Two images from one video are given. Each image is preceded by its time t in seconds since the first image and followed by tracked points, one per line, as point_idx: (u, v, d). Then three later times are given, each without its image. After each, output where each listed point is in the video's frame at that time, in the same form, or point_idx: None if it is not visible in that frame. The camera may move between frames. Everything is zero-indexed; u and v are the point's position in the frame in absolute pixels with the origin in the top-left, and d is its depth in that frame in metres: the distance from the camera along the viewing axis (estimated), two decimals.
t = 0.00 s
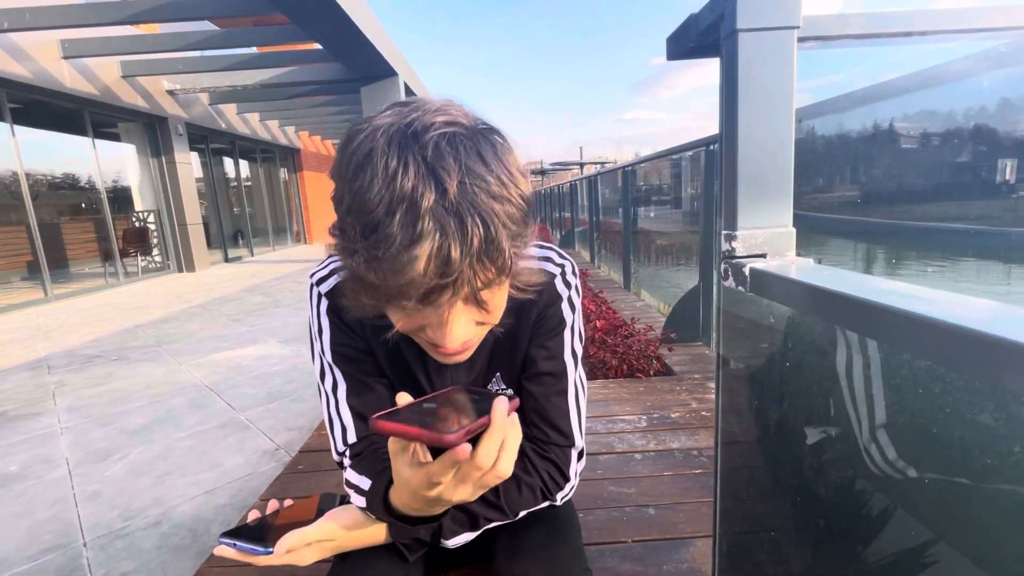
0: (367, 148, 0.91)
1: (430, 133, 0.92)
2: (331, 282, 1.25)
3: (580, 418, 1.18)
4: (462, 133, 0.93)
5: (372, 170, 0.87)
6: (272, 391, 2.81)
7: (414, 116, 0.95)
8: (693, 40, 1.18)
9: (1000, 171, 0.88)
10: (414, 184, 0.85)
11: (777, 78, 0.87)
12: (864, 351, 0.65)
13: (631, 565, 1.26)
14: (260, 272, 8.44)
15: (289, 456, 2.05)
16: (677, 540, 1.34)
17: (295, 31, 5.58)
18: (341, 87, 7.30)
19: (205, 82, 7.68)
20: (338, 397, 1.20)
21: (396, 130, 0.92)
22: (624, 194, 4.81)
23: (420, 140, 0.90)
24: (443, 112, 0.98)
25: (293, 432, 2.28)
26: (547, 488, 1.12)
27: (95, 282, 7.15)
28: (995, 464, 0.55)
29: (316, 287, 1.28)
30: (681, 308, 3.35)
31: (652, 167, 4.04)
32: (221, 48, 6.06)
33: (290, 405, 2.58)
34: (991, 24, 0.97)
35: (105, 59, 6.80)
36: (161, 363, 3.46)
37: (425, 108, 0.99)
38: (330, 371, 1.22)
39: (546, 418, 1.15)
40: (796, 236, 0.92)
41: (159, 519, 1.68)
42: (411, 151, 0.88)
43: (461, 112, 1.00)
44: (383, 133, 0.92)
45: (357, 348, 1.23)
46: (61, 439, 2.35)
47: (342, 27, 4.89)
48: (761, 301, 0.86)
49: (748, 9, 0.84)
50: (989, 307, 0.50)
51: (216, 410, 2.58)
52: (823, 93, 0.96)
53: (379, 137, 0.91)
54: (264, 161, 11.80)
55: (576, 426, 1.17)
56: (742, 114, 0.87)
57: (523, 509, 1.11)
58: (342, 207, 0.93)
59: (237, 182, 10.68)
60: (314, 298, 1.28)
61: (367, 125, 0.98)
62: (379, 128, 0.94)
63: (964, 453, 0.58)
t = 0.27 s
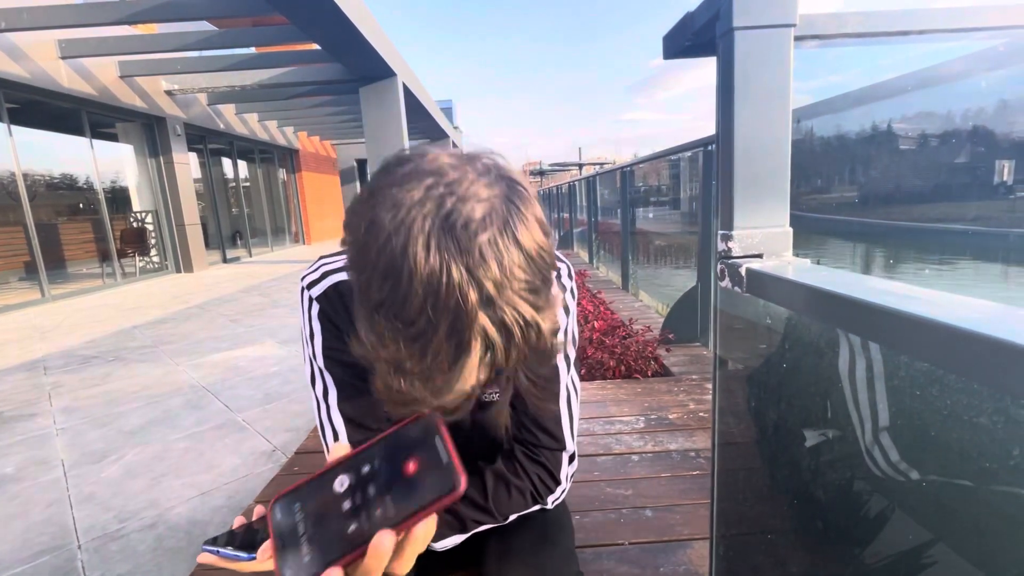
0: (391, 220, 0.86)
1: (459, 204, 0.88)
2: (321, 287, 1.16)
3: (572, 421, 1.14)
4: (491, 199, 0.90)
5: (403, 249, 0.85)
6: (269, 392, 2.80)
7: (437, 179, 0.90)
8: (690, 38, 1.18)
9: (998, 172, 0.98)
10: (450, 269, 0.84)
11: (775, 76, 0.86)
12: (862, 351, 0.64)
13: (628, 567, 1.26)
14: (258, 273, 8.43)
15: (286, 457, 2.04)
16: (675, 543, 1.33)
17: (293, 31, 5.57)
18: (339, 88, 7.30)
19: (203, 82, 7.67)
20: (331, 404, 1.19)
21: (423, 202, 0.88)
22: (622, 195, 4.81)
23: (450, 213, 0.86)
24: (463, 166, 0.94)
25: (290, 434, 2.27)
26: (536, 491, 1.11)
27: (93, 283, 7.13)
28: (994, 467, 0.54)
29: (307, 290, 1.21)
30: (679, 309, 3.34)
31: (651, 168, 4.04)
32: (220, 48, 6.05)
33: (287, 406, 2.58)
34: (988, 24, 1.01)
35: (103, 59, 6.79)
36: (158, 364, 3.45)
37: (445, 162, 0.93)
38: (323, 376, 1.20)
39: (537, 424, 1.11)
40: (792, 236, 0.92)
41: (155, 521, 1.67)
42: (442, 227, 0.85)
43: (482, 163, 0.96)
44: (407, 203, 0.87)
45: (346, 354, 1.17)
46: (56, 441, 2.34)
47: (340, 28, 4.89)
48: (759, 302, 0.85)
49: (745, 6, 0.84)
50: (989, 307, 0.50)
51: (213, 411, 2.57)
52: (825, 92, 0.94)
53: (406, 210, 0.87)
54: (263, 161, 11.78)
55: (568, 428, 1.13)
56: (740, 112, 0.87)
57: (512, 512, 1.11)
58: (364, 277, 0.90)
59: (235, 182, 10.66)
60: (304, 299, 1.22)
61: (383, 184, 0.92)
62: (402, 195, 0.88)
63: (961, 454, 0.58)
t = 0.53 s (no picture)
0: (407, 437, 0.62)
1: (507, 442, 0.63)
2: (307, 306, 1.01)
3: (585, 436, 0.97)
4: (542, 424, 0.66)
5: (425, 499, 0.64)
6: (268, 392, 2.80)
7: (477, 407, 0.60)
8: (687, 39, 1.19)
9: (997, 173, 1.04)
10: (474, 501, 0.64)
11: (772, 79, 0.86)
12: (861, 353, 0.64)
13: (626, 570, 1.25)
14: (257, 273, 8.43)
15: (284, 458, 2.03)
16: (673, 544, 1.33)
17: (292, 32, 5.58)
18: (339, 88, 7.30)
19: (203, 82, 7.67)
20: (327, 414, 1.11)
21: (458, 439, 0.61)
22: (621, 196, 4.82)
23: (497, 463, 0.62)
24: (513, 361, 0.63)
25: (289, 434, 2.26)
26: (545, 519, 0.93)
27: (92, 283, 7.12)
28: (995, 471, 0.54)
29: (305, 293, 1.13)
30: (678, 309, 3.35)
31: (651, 168, 4.04)
32: (219, 48, 6.04)
33: (286, 407, 2.57)
34: (988, 24, 1.05)
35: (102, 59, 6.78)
36: (157, 364, 3.44)
37: (486, 361, 0.61)
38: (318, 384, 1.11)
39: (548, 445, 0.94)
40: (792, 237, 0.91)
41: (153, 522, 1.66)
42: (483, 482, 0.63)
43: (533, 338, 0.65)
44: (436, 445, 0.61)
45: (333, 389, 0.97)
46: (54, 441, 2.33)
47: (340, 28, 4.89)
48: (757, 303, 0.85)
49: (743, 7, 0.84)
50: (992, 310, 0.49)
51: (211, 412, 2.56)
52: (830, 92, 0.94)
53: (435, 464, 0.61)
54: (262, 161, 11.78)
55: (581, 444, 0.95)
56: (738, 117, 0.87)
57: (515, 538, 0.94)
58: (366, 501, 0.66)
59: (235, 182, 10.66)
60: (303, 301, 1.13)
61: (393, 363, 0.62)
62: (428, 431, 0.61)
63: (961, 457, 0.58)
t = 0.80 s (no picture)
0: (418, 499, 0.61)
1: (523, 496, 0.62)
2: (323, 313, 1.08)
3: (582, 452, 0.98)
4: (555, 475, 0.66)
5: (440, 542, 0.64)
6: (267, 392, 2.80)
7: (493, 472, 0.59)
8: (688, 39, 1.18)
9: (999, 173, 1.12)
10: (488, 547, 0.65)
11: (771, 85, 0.86)
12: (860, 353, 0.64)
13: (624, 571, 1.25)
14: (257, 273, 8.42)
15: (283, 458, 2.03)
16: (672, 545, 1.32)
17: (292, 31, 5.58)
18: (339, 87, 7.30)
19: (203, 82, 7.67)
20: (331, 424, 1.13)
21: (475, 501, 0.60)
22: (621, 195, 4.82)
23: (512, 519, 0.62)
24: (529, 422, 0.61)
25: (288, 435, 2.26)
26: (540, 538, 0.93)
27: (92, 283, 7.12)
28: (993, 474, 0.53)
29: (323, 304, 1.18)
30: (678, 309, 3.34)
31: (651, 168, 4.04)
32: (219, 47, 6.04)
33: (286, 407, 2.57)
34: None
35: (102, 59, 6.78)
36: (157, 364, 3.44)
37: (503, 424, 0.59)
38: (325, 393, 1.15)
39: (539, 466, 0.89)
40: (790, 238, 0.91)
41: (152, 522, 1.66)
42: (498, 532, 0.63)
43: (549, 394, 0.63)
44: (453, 506, 0.60)
45: (341, 396, 1.01)
46: (54, 441, 2.33)
47: (340, 27, 4.88)
48: (755, 304, 0.85)
49: (741, 6, 0.83)
50: (996, 315, 0.48)
51: (211, 412, 2.56)
52: (826, 94, 0.94)
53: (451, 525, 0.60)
54: (262, 161, 11.78)
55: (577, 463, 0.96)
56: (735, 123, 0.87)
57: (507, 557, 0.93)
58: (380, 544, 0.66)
59: (235, 182, 10.66)
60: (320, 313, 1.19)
61: (401, 431, 0.59)
62: (444, 495, 0.60)
63: (961, 460, 0.57)
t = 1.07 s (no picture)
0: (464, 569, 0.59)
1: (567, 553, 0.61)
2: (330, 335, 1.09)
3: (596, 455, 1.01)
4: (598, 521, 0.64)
5: None
6: (268, 390, 2.81)
7: (542, 541, 0.57)
8: (682, 34, 1.19)
9: (1001, 171, 1.14)
10: None
11: (768, 73, 0.86)
12: (858, 347, 0.63)
13: (623, 567, 1.25)
14: (258, 272, 8.43)
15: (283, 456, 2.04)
16: (670, 542, 1.32)
17: (293, 30, 5.59)
18: (340, 86, 7.30)
19: (204, 80, 7.68)
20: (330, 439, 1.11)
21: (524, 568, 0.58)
22: (622, 194, 4.82)
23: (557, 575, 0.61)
24: (575, 486, 0.58)
25: (289, 432, 2.27)
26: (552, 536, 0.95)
27: (94, 282, 7.13)
28: (983, 467, 0.53)
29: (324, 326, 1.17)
30: (678, 307, 3.34)
31: (652, 167, 4.03)
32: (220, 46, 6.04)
33: (286, 405, 2.58)
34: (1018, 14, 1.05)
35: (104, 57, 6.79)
36: (158, 363, 3.45)
37: (550, 496, 0.57)
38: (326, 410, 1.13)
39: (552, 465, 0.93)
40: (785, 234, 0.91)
41: (152, 519, 1.67)
42: None
43: (590, 451, 0.60)
44: None
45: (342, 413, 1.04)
46: (55, 439, 2.34)
47: (341, 26, 4.89)
48: (752, 299, 0.85)
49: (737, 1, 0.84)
50: (990, 307, 0.48)
51: (211, 410, 2.57)
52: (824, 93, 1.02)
53: None
54: (264, 160, 11.79)
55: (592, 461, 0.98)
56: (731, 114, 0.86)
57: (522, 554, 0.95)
58: None
59: (237, 181, 10.67)
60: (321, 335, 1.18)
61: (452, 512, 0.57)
62: (495, 567, 0.58)
63: (958, 455, 0.56)
